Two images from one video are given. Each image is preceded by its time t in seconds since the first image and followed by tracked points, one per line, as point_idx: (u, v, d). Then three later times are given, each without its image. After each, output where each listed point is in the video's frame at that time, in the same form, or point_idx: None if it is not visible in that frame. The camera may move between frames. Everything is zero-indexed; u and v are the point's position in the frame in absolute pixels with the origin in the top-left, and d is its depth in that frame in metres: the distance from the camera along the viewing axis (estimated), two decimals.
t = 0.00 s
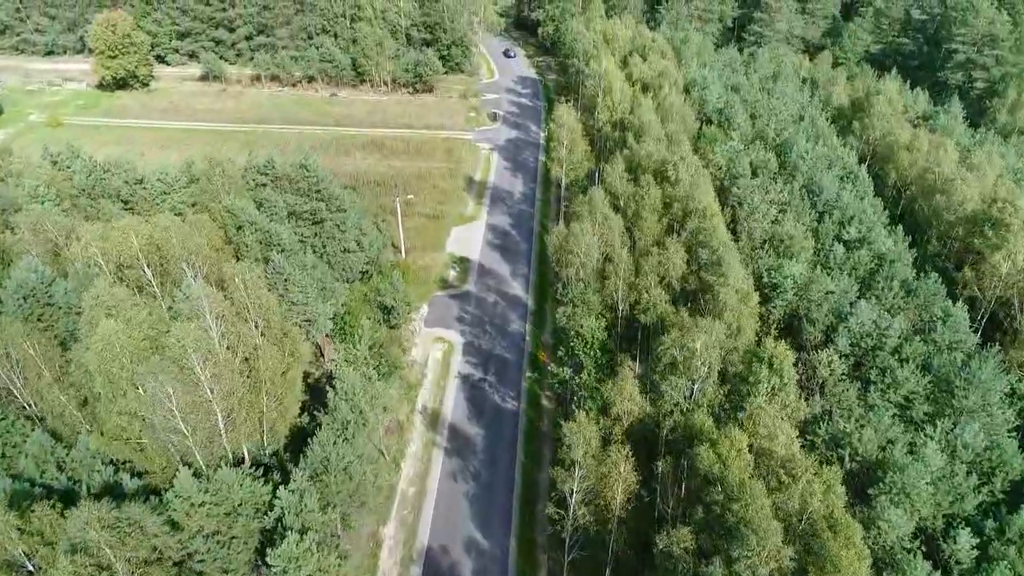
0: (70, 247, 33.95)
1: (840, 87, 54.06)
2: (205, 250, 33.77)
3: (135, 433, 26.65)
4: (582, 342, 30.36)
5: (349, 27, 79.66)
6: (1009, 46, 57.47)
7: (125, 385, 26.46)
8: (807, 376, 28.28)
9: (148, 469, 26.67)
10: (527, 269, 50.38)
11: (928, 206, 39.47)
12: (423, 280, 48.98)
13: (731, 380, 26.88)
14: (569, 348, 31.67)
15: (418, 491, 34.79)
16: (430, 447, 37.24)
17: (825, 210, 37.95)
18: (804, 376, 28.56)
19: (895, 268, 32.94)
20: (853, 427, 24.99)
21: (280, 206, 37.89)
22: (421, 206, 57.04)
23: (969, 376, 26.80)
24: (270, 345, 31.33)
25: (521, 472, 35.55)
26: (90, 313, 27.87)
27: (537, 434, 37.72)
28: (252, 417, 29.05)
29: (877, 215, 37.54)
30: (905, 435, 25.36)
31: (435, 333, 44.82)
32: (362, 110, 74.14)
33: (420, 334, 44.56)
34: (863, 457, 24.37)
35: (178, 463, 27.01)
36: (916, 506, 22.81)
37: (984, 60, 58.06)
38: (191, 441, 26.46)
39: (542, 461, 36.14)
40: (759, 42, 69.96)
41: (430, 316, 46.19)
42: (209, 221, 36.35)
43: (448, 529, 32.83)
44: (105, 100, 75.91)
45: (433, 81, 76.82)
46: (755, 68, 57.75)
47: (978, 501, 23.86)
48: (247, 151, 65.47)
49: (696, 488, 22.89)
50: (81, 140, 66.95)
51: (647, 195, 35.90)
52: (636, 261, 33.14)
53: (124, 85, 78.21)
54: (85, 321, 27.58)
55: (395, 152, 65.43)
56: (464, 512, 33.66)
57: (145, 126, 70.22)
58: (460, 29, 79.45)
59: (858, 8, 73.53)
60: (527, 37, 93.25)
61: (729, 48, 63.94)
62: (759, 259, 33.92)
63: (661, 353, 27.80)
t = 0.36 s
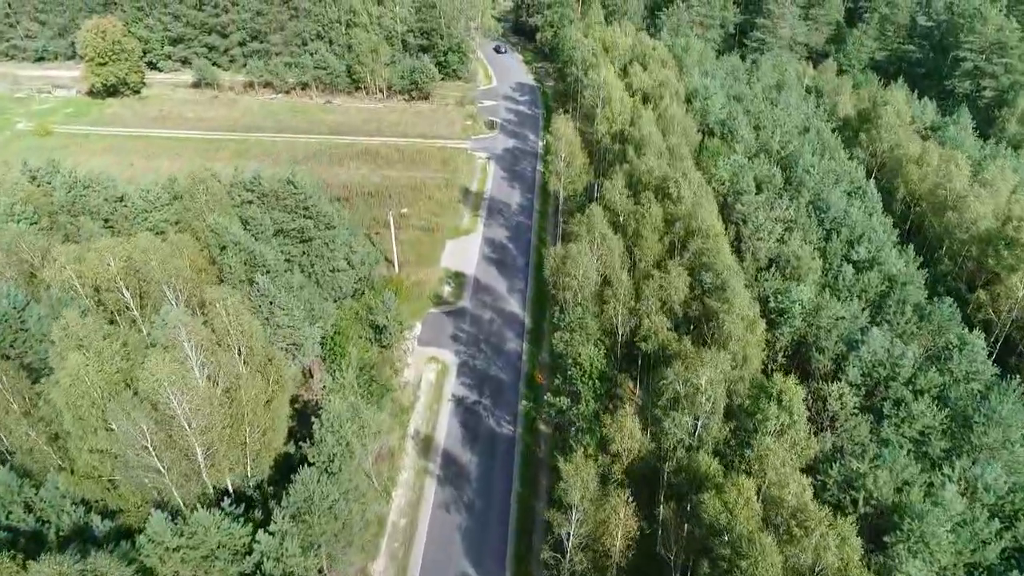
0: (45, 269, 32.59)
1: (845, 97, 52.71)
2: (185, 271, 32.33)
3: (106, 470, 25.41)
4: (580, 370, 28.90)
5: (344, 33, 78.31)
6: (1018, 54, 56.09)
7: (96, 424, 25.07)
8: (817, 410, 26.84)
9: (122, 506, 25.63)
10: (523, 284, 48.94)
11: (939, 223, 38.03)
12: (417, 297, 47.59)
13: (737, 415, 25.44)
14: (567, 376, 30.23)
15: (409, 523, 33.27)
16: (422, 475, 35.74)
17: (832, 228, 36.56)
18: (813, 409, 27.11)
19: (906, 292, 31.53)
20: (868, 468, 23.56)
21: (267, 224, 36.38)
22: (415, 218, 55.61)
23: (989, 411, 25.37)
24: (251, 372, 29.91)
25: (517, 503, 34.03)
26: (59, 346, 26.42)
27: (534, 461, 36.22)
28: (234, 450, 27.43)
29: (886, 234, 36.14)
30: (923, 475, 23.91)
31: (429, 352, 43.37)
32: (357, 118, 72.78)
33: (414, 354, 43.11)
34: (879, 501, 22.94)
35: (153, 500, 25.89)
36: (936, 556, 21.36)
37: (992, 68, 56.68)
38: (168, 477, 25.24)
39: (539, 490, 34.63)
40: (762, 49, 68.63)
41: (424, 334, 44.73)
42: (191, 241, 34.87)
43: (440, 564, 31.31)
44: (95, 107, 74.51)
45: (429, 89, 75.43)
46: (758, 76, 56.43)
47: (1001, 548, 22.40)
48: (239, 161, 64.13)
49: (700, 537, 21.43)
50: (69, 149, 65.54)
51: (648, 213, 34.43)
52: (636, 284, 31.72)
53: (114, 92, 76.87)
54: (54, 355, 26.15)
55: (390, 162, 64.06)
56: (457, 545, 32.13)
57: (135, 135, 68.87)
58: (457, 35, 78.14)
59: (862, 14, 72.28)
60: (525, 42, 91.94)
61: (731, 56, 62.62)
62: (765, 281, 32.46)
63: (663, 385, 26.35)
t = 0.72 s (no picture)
0: (17, 293, 31.15)
1: (851, 108, 51.32)
2: (163, 296, 30.82)
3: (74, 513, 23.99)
4: (577, 403, 27.46)
5: (339, 39, 76.93)
6: None
7: (59, 467, 23.59)
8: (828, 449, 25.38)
9: (93, 549, 24.64)
10: (520, 301, 47.49)
11: (952, 242, 36.60)
12: (410, 315, 46.10)
13: (744, 456, 23.94)
14: (563, 408, 28.77)
15: (399, 558, 31.71)
16: (414, 507, 34.21)
17: (841, 249, 35.09)
18: (825, 448, 25.66)
19: (920, 320, 30.08)
20: (885, 517, 22.06)
21: (251, 245, 34.85)
22: (410, 232, 54.18)
23: (1012, 452, 23.89)
24: (234, 401, 28.69)
25: (512, 537, 32.53)
26: (23, 383, 24.75)
27: (530, 491, 34.72)
28: (214, 488, 26.03)
29: (898, 255, 34.66)
30: (943, 523, 22.45)
31: (422, 375, 41.88)
32: (351, 127, 71.29)
33: (406, 377, 41.62)
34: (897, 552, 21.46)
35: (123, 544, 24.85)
36: None
37: (1001, 78, 55.24)
38: (140, 520, 23.84)
39: (535, 523, 33.13)
40: (765, 56, 67.30)
41: (417, 355, 43.26)
42: (170, 263, 33.42)
43: None
44: (84, 116, 73.01)
45: (426, 96, 73.95)
46: (761, 86, 55.01)
47: None
48: (230, 172, 62.67)
49: None
50: (57, 160, 64.12)
51: (649, 234, 32.92)
52: (636, 310, 30.28)
53: (104, 100, 75.40)
54: (18, 391, 24.56)
55: (384, 172, 62.59)
56: None
57: (123, 144, 67.44)
58: (453, 42, 76.78)
59: (867, 21, 70.98)
60: (523, 48, 90.63)
61: (734, 64, 61.29)
62: (772, 306, 30.97)
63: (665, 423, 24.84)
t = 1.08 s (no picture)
0: None
1: (857, 120, 49.93)
2: (141, 320, 29.58)
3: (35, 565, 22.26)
4: (575, 440, 25.99)
5: (333, 46, 75.62)
6: None
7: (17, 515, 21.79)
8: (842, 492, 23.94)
9: None
10: (517, 320, 45.99)
11: (966, 263, 35.13)
12: (403, 334, 44.59)
13: (752, 502, 22.43)
14: (560, 443, 27.29)
15: None
16: (404, 541, 32.58)
17: (850, 270, 33.68)
18: (838, 491, 24.24)
19: (936, 349, 28.62)
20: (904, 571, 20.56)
21: (236, 266, 33.65)
22: (403, 246, 52.73)
23: None
24: (212, 436, 26.74)
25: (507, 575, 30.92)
26: None
27: (525, 524, 33.14)
28: (191, 530, 24.93)
29: (910, 277, 33.19)
30: None
31: (415, 398, 40.36)
32: (346, 135, 69.89)
33: (398, 400, 40.12)
34: None
35: None
36: None
37: (1012, 88, 53.85)
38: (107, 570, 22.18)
39: (531, 559, 31.54)
40: (767, 64, 65.94)
41: (409, 377, 41.75)
42: (147, 287, 31.94)
43: None
44: (73, 124, 71.59)
45: (422, 104, 72.54)
46: (765, 96, 53.62)
47: None
48: (220, 182, 61.28)
49: None
50: (43, 169, 62.64)
51: (650, 256, 31.43)
52: (637, 340, 28.83)
53: (94, 108, 73.99)
54: None
55: (378, 183, 61.14)
56: None
57: (112, 153, 66.01)
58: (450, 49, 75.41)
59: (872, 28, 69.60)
60: (521, 54, 89.30)
61: (735, 73, 59.93)
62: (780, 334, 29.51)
63: (667, 465, 23.32)
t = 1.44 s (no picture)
0: None
1: (864, 131, 48.57)
2: (118, 348, 28.62)
3: None
4: (572, 479, 24.58)
5: (328, 52, 74.27)
6: None
7: None
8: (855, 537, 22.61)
9: None
10: (513, 338, 44.58)
11: (981, 285, 33.75)
12: (396, 353, 43.14)
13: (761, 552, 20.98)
14: (557, 480, 25.89)
15: None
16: None
17: (860, 293, 32.30)
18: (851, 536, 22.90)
19: (952, 379, 27.24)
20: None
21: (219, 286, 32.21)
22: (397, 260, 51.33)
23: None
24: (189, 472, 25.35)
25: None
26: None
27: (521, 559, 31.53)
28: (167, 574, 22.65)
29: (922, 301, 31.82)
30: None
31: (408, 422, 38.87)
32: (340, 144, 68.51)
33: (390, 424, 38.67)
34: None
35: None
36: None
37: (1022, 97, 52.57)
38: None
39: None
40: (770, 71, 64.59)
41: (402, 399, 40.30)
42: (124, 313, 30.51)
43: None
44: (62, 132, 70.19)
45: (418, 112, 71.16)
46: (768, 105, 52.26)
47: None
48: (211, 193, 59.90)
49: None
50: (30, 179, 61.22)
51: (651, 279, 30.01)
52: (638, 370, 27.47)
53: (84, 115, 72.60)
54: None
55: (372, 194, 59.76)
56: None
57: (100, 162, 64.60)
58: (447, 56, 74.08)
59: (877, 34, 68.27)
60: (519, 59, 87.97)
61: (738, 81, 58.61)
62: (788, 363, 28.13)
63: (670, 510, 21.92)
